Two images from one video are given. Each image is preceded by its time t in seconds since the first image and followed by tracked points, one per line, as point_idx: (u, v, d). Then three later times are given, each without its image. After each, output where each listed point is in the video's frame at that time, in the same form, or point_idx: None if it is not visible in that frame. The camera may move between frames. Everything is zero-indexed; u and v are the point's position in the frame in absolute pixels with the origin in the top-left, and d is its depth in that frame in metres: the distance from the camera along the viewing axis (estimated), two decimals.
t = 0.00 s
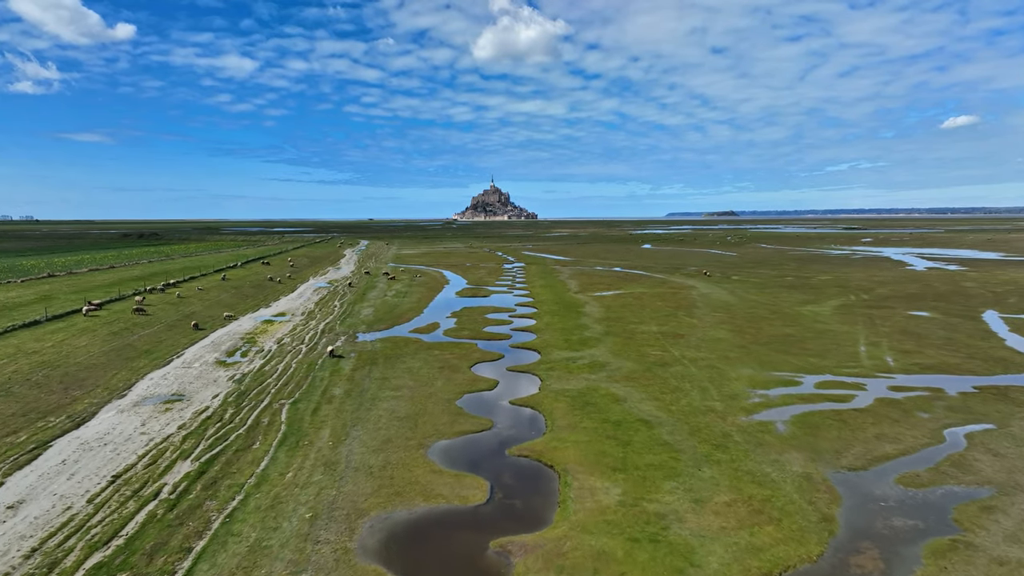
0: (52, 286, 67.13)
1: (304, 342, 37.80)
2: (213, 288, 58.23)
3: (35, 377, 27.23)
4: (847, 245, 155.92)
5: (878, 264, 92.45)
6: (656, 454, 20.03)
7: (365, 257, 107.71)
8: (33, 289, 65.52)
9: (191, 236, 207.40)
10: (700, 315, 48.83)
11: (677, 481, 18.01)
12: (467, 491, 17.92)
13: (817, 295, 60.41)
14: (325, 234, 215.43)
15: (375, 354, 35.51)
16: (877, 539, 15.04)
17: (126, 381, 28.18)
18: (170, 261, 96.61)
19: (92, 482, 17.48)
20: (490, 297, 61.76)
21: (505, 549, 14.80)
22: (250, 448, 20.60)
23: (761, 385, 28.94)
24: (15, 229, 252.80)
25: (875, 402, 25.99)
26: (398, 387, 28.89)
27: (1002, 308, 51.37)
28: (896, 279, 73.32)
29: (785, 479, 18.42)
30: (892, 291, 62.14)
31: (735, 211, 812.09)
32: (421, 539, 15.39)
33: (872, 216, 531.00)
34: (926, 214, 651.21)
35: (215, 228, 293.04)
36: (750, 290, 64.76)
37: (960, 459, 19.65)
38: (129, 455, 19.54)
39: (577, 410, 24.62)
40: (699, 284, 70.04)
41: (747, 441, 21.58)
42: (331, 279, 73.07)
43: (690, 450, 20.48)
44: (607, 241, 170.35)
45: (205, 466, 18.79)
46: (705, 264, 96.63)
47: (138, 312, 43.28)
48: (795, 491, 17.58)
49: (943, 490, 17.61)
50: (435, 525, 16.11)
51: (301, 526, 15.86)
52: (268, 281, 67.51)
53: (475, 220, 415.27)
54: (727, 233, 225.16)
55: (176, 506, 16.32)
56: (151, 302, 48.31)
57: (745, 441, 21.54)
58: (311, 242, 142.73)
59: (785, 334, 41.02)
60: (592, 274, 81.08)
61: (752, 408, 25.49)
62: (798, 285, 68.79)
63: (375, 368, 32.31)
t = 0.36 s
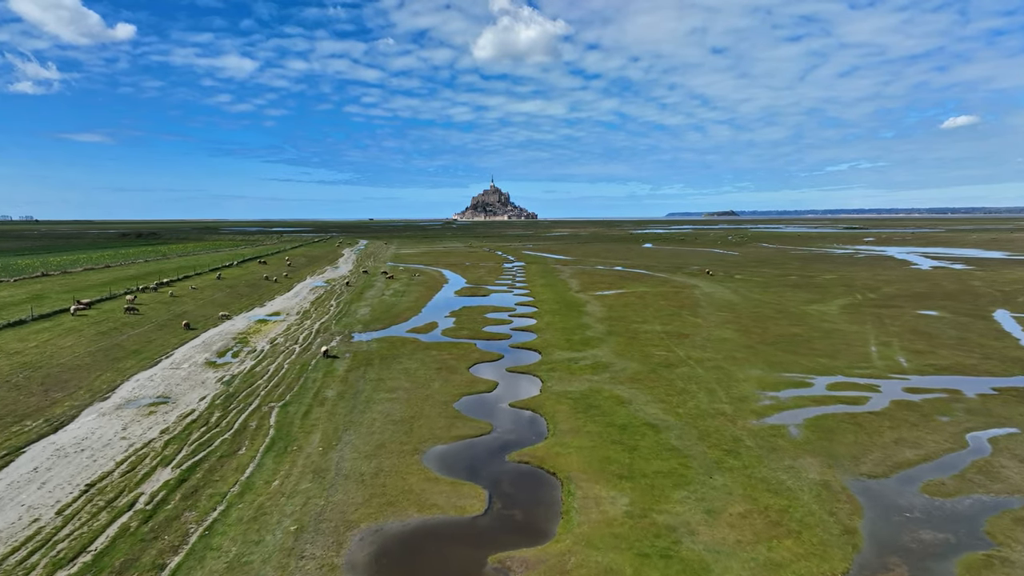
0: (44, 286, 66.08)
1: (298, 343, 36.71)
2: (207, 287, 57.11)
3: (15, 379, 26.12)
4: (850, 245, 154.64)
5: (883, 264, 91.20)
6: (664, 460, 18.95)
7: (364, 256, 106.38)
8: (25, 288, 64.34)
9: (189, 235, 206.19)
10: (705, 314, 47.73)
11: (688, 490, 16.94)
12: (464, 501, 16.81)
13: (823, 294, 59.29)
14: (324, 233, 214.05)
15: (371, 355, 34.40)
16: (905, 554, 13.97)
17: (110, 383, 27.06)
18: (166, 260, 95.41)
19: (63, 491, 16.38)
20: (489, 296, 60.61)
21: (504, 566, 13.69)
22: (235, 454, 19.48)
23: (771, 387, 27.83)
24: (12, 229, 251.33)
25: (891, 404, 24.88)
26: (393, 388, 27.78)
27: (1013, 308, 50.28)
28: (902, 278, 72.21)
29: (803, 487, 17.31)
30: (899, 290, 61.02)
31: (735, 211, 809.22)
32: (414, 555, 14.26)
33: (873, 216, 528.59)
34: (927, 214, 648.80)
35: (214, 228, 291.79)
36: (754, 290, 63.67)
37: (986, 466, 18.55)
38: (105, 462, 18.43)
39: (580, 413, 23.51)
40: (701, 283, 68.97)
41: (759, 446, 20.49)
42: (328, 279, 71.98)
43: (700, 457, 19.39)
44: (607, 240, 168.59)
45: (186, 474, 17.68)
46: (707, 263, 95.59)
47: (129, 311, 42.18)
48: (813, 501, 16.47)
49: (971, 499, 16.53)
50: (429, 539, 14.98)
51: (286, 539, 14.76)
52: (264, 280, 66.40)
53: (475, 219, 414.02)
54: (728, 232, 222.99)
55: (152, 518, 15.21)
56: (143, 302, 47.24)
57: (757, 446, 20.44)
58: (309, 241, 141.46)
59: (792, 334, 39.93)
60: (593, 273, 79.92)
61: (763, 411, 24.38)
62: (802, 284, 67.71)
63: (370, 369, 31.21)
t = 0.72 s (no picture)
0: (35, 285, 64.98)
1: (291, 343, 35.60)
2: (200, 286, 55.98)
3: None
4: (853, 244, 153.55)
5: (887, 263, 89.97)
6: (673, 468, 17.83)
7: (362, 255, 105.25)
8: (16, 288, 63.14)
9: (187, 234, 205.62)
10: (709, 314, 46.61)
11: (700, 501, 15.81)
12: (460, 513, 15.68)
13: (829, 293, 58.14)
14: (323, 233, 212.87)
15: (366, 355, 33.29)
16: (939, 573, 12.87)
17: (92, 385, 25.94)
18: (161, 260, 94.08)
19: (29, 503, 15.25)
20: (488, 296, 59.46)
21: None
22: (218, 462, 18.33)
23: (782, 389, 26.71)
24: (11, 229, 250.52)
25: (908, 407, 23.74)
26: (388, 391, 26.65)
27: None
28: (908, 277, 71.05)
29: (822, 498, 16.17)
30: (906, 290, 59.89)
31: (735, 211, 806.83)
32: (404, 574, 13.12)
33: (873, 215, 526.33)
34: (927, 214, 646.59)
35: (213, 228, 290.46)
36: (759, 289, 62.61)
37: (1016, 474, 17.42)
38: (78, 470, 17.28)
39: (583, 417, 22.37)
40: (705, 282, 67.94)
41: (773, 452, 19.35)
42: (325, 278, 70.88)
43: (711, 464, 18.29)
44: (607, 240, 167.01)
45: (163, 483, 16.54)
46: (709, 262, 94.52)
47: (119, 311, 41.12)
48: (835, 513, 15.35)
49: (1004, 511, 15.41)
50: (422, 556, 13.84)
51: (266, 555, 13.66)
52: (260, 279, 65.34)
53: (475, 219, 412.86)
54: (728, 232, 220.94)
55: (122, 532, 14.09)
56: (134, 301, 46.15)
57: (771, 452, 19.30)
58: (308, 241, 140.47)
59: (800, 334, 38.82)
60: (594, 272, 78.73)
61: (774, 414, 23.25)
62: (807, 283, 66.67)
63: (364, 371, 30.10)
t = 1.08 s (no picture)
0: (27, 285, 63.81)
1: (283, 343, 34.38)
2: (193, 285, 54.80)
3: None
4: (855, 244, 152.44)
5: (893, 262, 88.57)
6: (684, 478, 16.66)
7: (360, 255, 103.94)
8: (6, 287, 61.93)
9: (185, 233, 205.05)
10: (714, 314, 45.39)
11: (714, 515, 14.65)
12: (454, 528, 14.50)
13: (836, 293, 56.85)
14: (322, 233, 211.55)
15: (360, 356, 32.09)
16: None
17: (71, 387, 24.74)
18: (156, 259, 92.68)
19: None
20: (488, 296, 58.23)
21: None
22: (196, 471, 17.13)
23: (793, 392, 25.50)
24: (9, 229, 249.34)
25: (928, 411, 22.55)
26: (382, 393, 25.49)
27: None
28: (915, 276, 69.74)
29: (845, 511, 15.00)
30: (914, 289, 58.60)
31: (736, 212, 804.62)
32: None
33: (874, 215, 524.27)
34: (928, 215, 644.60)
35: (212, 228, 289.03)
36: (764, 288, 61.39)
37: None
38: (44, 481, 16.08)
39: (586, 422, 21.19)
40: (708, 282, 66.74)
41: (789, 460, 18.16)
42: (322, 277, 69.72)
43: (724, 473, 17.12)
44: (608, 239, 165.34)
45: (135, 495, 15.35)
46: (712, 262, 93.37)
47: (112, 310, 40.24)
48: (860, 528, 14.19)
49: None
50: None
51: None
52: (255, 279, 64.14)
53: (475, 219, 411.46)
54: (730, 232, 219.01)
55: (84, 551, 12.91)
56: (123, 300, 44.98)
57: (787, 460, 18.10)
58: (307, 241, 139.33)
59: (809, 334, 37.62)
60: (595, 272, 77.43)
61: (788, 419, 22.06)
62: (812, 282, 65.46)
63: (358, 372, 28.90)
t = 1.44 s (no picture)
0: (17, 284, 62.52)
1: (273, 344, 33.13)
2: (186, 284, 53.60)
3: None
4: (858, 244, 151.25)
5: (898, 262, 87.17)
6: (697, 490, 15.44)
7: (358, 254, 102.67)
8: None
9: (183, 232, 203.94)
10: (719, 314, 44.12)
11: (732, 532, 13.44)
12: (447, 547, 13.28)
13: (843, 293, 55.54)
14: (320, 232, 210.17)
15: (353, 358, 30.88)
16: None
17: (48, 390, 23.54)
18: (151, 258, 91.32)
19: None
20: (486, 295, 56.94)
21: None
22: (171, 482, 15.89)
23: (807, 395, 24.28)
24: (8, 229, 249.29)
25: (951, 416, 21.31)
26: (374, 397, 24.28)
27: None
28: (923, 276, 68.45)
29: (874, 527, 13.78)
30: (923, 289, 57.34)
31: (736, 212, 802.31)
32: None
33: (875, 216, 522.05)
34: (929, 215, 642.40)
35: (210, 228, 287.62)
36: (768, 288, 60.09)
37: None
38: (4, 494, 14.87)
39: (589, 428, 19.96)
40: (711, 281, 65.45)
41: (808, 470, 16.93)
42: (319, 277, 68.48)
43: (739, 484, 15.90)
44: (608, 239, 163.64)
45: (101, 510, 14.14)
46: (715, 261, 92.05)
47: (105, 310, 39.30)
48: (892, 547, 12.96)
49: None
50: None
51: None
52: (250, 278, 62.89)
53: (475, 219, 410.08)
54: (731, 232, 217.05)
55: None
56: (112, 299, 43.77)
57: (806, 470, 16.86)
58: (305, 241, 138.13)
59: (818, 334, 36.36)
60: (596, 271, 76.11)
61: (803, 424, 20.82)
62: (818, 282, 64.17)
63: (351, 375, 27.69)
